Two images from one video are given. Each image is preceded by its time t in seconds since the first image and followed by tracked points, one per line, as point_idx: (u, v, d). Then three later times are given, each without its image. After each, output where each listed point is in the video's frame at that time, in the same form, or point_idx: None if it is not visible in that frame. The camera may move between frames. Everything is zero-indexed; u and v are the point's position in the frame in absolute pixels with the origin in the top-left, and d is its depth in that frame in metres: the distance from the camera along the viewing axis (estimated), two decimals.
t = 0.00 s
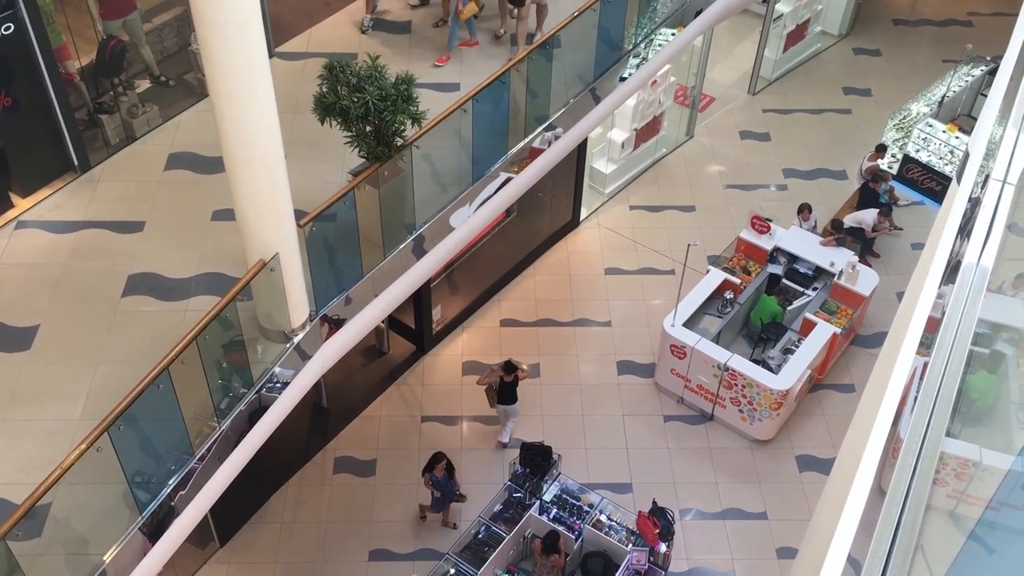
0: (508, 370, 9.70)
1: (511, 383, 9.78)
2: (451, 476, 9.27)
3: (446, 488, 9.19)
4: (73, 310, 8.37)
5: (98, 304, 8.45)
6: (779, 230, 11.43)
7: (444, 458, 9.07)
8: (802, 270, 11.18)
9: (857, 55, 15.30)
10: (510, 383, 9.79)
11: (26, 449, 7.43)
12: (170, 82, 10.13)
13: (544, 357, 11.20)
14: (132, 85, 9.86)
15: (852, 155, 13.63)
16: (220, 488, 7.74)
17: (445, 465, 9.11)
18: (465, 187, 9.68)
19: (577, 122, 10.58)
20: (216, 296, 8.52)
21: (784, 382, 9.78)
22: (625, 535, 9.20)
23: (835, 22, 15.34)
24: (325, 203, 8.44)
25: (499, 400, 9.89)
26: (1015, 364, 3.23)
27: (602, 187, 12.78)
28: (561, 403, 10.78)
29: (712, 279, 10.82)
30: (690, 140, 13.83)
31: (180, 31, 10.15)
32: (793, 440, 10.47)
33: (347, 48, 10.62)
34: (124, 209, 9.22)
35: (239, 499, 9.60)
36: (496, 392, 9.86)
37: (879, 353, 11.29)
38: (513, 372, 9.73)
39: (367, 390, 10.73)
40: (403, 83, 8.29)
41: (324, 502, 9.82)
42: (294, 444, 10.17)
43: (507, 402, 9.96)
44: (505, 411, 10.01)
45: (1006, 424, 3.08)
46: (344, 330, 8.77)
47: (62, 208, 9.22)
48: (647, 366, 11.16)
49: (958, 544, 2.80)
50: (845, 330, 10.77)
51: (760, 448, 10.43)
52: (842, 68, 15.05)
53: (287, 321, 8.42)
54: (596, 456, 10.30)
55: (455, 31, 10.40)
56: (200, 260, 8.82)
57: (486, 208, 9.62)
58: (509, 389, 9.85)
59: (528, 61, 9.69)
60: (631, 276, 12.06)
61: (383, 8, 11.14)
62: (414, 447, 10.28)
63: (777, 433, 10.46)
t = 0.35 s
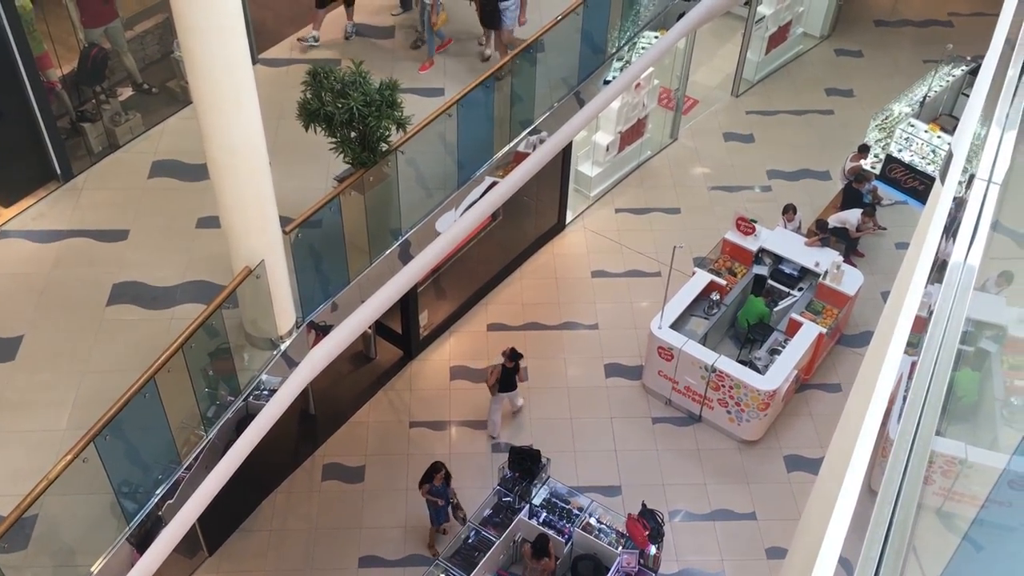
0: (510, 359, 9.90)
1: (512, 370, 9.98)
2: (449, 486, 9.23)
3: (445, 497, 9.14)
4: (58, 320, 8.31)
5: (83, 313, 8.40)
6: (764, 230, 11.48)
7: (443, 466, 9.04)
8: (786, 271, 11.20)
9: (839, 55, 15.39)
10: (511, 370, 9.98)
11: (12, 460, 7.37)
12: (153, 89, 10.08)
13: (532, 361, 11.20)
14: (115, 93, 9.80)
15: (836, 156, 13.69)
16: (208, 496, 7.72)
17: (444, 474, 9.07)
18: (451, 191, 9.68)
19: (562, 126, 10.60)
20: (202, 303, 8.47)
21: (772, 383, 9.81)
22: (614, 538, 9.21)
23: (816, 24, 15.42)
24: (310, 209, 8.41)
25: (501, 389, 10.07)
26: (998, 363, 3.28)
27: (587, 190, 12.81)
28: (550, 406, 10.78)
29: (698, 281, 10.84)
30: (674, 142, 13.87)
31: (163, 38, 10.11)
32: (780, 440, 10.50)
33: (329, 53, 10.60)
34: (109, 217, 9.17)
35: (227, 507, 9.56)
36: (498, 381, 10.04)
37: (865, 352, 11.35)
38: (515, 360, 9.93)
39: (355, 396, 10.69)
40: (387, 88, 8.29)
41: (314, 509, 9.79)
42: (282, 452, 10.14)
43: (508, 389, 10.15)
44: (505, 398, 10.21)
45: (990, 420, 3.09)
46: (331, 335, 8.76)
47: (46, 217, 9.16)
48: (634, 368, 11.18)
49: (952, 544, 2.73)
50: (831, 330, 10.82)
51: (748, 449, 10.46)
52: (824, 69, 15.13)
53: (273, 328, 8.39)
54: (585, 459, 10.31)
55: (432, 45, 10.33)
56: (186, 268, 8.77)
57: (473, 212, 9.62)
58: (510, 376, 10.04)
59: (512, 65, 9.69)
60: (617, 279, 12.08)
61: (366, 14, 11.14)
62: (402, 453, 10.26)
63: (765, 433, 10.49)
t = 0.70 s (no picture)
0: (511, 357, 10.04)
1: (513, 368, 10.11)
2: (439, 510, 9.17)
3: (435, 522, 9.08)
4: (39, 341, 8.24)
5: (64, 334, 8.33)
6: (747, 245, 11.53)
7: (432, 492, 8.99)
8: (770, 284, 11.25)
9: (818, 70, 15.51)
10: (511, 368, 10.12)
11: None
12: (135, 108, 10.03)
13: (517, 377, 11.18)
14: (96, 112, 9.77)
15: (817, 170, 13.77)
16: (193, 516, 7.65)
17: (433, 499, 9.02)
18: (436, 208, 9.69)
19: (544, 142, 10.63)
20: (185, 322, 8.42)
21: (757, 396, 9.83)
22: (602, 553, 9.18)
23: (796, 40, 15.56)
24: (294, 228, 8.38)
25: (501, 386, 10.21)
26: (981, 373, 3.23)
27: (571, 206, 12.83)
28: (536, 422, 10.76)
29: (682, 296, 10.87)
30: (657, 157, 13.93)
31: (144, 58, 10.07)
32: (766, 454, 10.51)
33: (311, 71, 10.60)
34: (90, 237, 9.10)
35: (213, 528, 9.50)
36: (499, 378, 10.18)
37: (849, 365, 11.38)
38: (516, 359, 10.06)
39: (341, 414, 10.65)
40: (370, 106, 8.30)
41: (299, 529, 9.72)
42: (268, 471, 10.08)
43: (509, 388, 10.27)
44: (506, 398, 10.33)
45: (973, 429, 3.06)
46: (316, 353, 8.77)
47: (27, 238, 9.09)
48: (620, 383, 11.17)
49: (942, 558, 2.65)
50: (815, 343, 10.86)
51: (734, 463, 10.46)
52: (804, 83, 15.24)
53: (258, 347, 8.33)
54: (572, 475, 10.28)
55: (412, 63, 10.35)
56: (168, 288, 8.71)
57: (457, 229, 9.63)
58: (511, 375, 10.17)
59: (495, 82, 9.71)
60: (602, 293, 12.09)
61: (347, 32, 11.16)
62: (388, 472, 10.21)
63: (751, 447, 10.50)
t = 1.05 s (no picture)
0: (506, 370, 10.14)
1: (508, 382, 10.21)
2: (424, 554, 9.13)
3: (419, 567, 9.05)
4: (20, 374, 8.16)
5: (45, 366, 8.26)
6: (730, 273, 11.58)
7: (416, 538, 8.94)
8: (754, 311, 11.28)
9: (798, 100, 15.67)
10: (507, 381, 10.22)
11: None
12: (118, 139, 9.99)
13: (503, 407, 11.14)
14: (79, 143, 9.68)
15: (799, 198, 13.88)
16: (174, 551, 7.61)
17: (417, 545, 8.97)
18: (420, 238, 9.71)
19: (528, 172, 10.67)
20: (168, 354, 8.37)
21: (742, 424, 9.83)
22: None
23: (776, 70, 15.75)
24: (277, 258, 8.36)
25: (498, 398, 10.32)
26: (963, 400, 3.05)
27: (555, 235, 12.87)
28: (521, 452, 10.72)
29: (666, 324, 10.90)
30: (640, 187, 14.00)
31: (127, 90, 9.99)
32: (752, 482, 10.50)
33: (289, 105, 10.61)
34: (72, 269, 9.03)
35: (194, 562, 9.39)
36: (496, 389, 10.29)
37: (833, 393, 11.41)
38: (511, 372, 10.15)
39: (325, 445, 10.59)
40: (354, 136, 8.33)
41: (283, 563, 9.62)
42: (251, 504, 9.99)
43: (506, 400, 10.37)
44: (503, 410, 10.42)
45: (958, 458, 2.88)
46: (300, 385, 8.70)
47: (8, 270, 9.02)
48: (605, 412, 11.16)
49: None
50: (799, 371, 10.89)
51: (720, 491, 10.44)
52: (784, 113, 15.39)
53: (241, 378, 8.28)
54: (558, 505, 10.24)
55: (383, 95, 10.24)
56: (151, 320, 8.65)
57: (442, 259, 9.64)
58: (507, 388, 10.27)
59: (478, 112, 9.75)
60: (586, 322, 12.11)
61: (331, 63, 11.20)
62: (373, 504, 10.14)
63: (736, 476, 10.48)
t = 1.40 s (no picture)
0: (508, 392, 10.25)
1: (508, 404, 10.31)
2: None
3: None
4: (4, 414, 8.06)
5: (31, 406, 8.16)
6: (719, 310, 11.62)
7: None
8: (742, 348, 11.31)
9: (784, 139, 15.81)
10: (507, 403, 10.32)
11: None
12: (107, 178, 9.87)
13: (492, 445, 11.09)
14: (68, 182, 9.57)
15: (786, 236, 13.96)
16: None
17: None
18: (409, 275, 9.71)
19: (516, 210, 10.72)
20: (155, 394, 8.32)
21: (732, 461, 9.81)
22: None
23: (761, 109, 15.90)
24: (266, 295, 8.35)
25: (499, 419, 10.46)
26: (953, 439, 2.98)
27: (544, 272, 12.90)
28: (510, 490, 10.66)
29: (655, 361, 10.91)
30: (629, 225, 14.06)
31: (117, 127, 9.92)
32: (743, 520, 10.46)
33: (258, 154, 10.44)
34: (59, 307, 8.94)
35: None
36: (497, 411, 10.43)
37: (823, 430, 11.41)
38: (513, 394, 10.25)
39: (313, 484, 10.50)
40: (344, 174, 8.35)
41: None
42: (238, 544, 9.89)
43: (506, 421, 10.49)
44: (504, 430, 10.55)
45: (950, 498, 2.83)
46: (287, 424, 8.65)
47: None
48: (595, 450, 11.11)
49: None
50: (788, 408, 10.89)
51: (711, 530, 10.39)
52: (771, 152, 15.52)
53: (228, 418, 8.22)
54: (548, 545, 10.15)
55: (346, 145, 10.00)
56: (138, 359, 8.58)
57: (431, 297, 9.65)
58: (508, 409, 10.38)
59: (467, 151, 9.78)
60: (576, 359, 12.10)
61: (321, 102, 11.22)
62: (361, 544, 10.05)
63: (727, 514, 10.44)
